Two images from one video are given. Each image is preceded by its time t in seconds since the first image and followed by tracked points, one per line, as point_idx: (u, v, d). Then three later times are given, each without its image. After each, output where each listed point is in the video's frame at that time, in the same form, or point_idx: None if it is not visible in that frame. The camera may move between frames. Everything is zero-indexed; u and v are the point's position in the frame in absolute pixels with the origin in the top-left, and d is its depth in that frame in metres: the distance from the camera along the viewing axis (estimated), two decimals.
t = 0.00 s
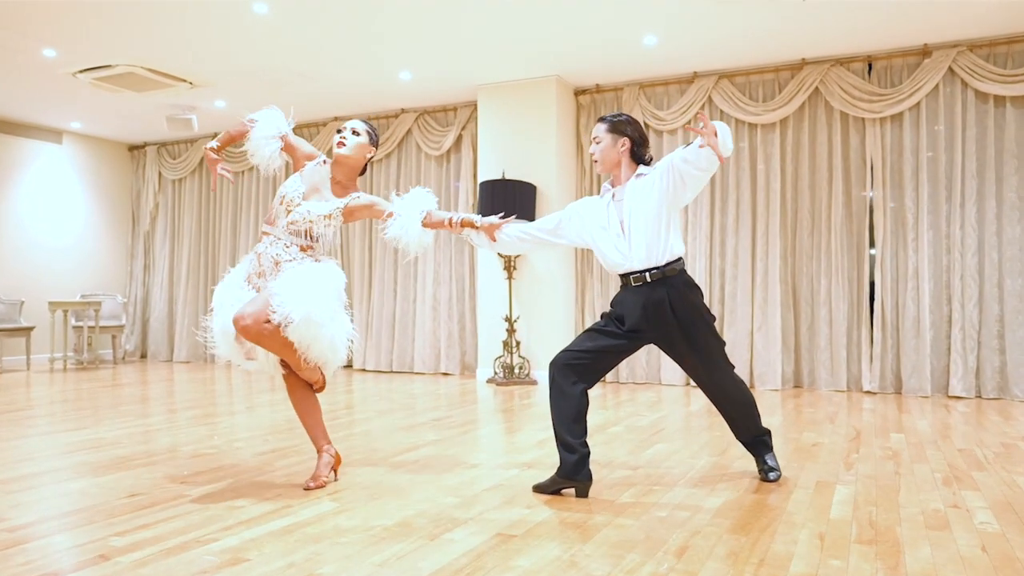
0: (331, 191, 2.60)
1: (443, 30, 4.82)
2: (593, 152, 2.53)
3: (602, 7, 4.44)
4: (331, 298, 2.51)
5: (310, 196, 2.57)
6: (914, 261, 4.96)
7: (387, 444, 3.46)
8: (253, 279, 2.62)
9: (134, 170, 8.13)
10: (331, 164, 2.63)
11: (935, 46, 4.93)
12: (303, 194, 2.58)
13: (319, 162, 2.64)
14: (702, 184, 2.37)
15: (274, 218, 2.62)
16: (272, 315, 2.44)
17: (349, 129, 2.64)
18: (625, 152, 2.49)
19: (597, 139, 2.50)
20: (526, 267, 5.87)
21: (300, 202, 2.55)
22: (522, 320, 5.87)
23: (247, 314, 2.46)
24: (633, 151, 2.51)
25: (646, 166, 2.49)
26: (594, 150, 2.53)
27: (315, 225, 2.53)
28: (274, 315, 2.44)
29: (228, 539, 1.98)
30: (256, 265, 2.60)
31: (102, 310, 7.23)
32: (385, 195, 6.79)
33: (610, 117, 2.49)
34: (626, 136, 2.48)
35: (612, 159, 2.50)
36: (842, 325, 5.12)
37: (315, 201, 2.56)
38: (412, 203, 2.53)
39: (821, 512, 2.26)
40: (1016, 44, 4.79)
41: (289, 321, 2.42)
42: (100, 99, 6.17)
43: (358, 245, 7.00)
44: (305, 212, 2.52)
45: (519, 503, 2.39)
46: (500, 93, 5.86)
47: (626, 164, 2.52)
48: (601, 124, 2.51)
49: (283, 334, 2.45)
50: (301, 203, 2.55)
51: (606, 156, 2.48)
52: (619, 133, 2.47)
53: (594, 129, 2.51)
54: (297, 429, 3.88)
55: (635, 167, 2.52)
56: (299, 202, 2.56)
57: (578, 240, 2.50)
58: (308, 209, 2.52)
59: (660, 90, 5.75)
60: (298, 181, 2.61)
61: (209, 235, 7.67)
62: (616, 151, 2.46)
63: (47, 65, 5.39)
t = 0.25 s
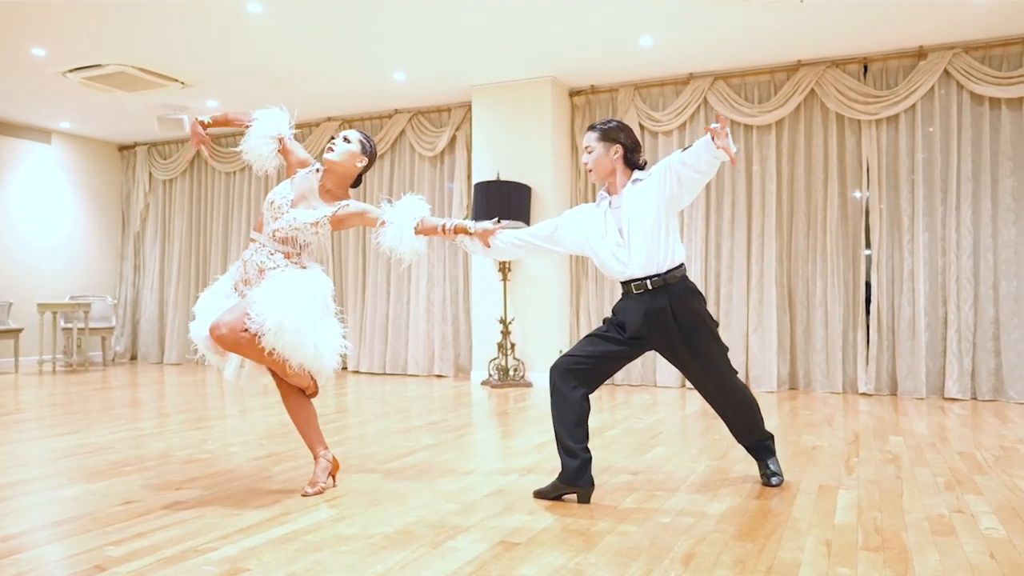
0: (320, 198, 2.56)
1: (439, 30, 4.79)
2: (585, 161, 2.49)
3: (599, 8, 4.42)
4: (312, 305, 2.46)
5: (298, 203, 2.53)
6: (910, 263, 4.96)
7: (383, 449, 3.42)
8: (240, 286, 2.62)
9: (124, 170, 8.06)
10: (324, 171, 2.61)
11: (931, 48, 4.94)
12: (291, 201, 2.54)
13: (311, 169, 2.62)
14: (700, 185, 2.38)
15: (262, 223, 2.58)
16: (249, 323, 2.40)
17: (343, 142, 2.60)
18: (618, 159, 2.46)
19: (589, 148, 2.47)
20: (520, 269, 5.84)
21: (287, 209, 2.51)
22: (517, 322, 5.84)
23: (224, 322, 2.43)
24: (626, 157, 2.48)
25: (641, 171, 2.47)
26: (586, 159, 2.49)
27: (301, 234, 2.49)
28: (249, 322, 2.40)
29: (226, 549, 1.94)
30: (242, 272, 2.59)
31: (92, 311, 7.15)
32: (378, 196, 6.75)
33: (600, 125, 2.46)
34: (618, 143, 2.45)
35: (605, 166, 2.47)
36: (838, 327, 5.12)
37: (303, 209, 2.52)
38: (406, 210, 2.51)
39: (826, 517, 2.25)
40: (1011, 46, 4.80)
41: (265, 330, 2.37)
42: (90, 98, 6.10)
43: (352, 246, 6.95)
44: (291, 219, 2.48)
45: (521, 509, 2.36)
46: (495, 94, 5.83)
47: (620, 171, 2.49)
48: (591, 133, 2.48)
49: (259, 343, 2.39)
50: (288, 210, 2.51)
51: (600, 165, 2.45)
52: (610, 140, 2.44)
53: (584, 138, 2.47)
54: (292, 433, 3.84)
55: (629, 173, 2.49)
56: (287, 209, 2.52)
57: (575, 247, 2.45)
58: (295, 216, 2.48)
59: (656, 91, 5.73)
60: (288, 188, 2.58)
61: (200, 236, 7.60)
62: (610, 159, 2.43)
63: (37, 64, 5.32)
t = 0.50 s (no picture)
0: (309, 202, 2.51)
1: (436, 29, 4.75)
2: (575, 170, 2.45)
3: (598, 7, 4.39)
4: (302, 309, 2.42)
5: (285, 207, 2.49)
6: (908, 264, 4.95)
7: (381, 453, 3.38)
8: (227, 295, 2.57)
9: (116, 170, 7.98)
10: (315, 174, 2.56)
11: (929, 49, 4.94)
12: (279, 205, 2.50)
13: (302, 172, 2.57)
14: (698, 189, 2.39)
15: (248, 228, 2.54)
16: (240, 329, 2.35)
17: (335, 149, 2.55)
18: (610, 167, 2.42)
19: (579, 157, 2.42)
20: (517, 269, 5.81)
21: (274, 213, 2.47)
22: (514, 323, 5.80)
23: (213, 330, 2.38)
24: (618, 163, 2.44)
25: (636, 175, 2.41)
26: (578, 169, 2.44)
27: (287, 239, 2.45)
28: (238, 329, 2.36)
29: (227, 559, 1.90)
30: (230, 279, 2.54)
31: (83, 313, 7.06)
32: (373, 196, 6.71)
33: (589, 132, 2.41)
34: (610, 151, 2.41)
35: (597, 175, 2.42)
36: (836, 328, 5.11)
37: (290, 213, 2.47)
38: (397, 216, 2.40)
39: (834, 523, 2.22)
40: (1009, 47, 4.80)
41: (254, 336, 2.32)
42: (82, 97, 6.03)
43: (346, 247, 6.90)
44: (278, 223, 2.44)
45: (525, 516, 2.32)
46: (492, 94, 5.80)
47: (614, 177, 2.45)
48: (581, 141, 2.43)
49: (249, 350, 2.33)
50: (275, 214, 2.47)
51: (592, 174, 2.41)
52: (601, 149, 2.39)
53: (574, 147, 2.42)
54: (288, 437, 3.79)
55: (622, 179, 2.46)
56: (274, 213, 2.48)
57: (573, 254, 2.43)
58: (280, 220, 2.43)
59: (653, 92, 5.71)
60: (278, 191, 2.53)
61: (192, 237, 7.53)
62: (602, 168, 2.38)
63: (28, 63, 5.25)
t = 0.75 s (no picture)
0: (302, 203, 2.47)
1: (434, 28, 4.71)
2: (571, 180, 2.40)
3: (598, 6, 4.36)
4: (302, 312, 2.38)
5: (278, 208, 2.45)
6: (908, 264, 4.94)
7: (381, 454, 3.34)
8: (221, 299, 2.52)
9: (109, 169, 7.92)
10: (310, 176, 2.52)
11: (928, 49, 4.93)
12: (273, 206, 2.46)
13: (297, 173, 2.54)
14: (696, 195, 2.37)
15: (242, 229, 2.50)
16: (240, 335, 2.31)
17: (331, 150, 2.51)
18: (606, 173, 2.38)
19: (574, 166, 2.37)
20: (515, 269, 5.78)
21: (268, 214, 2.44)
22: (512, 324, 5.77)
23: (213, 336, 2.34)
24: (613, 169, 2.39)
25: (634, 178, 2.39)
26: (573, 179, 2.40)
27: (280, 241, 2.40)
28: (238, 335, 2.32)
29: (229, 563, 1.86)
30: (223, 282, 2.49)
31: (77, 313, 7.00)
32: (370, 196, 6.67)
33: (581, 140, 2.37)
34: (604, 157, 2.37)
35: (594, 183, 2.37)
36: (836, 329, 5.09)
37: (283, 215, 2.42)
38: (389, 219, 2.35)
39: (843, 525, 2.20)
40: (1009, 47, 4.80)
41: (255, 340, 2.28)
42: (75, 96, 5.97)
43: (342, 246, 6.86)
44: (271, 224, 2.40)
45: (530, 519, 2.29)
46: (490, 93, 5.76)
47: (611, 183, 2.40)
48: (573, 151, 2.39)
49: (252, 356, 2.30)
50: (269, 215, 2.43)
51: (589, 182, 2.36)
52: (594, 156, 2.35)
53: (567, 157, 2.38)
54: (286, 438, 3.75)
55: (620, 184, 2.41)
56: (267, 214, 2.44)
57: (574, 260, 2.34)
58: (274, 221, 2.39)
59: (652, 91, 5.69)
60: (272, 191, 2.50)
61: (187, 236, 7.48)
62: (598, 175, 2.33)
63: (21, 60, 5.19)
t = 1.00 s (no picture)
0: (298, 204, 2.41)
1: (433, 25, 4.67)
2: (569, 187, 2.35)
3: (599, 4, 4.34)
4: (299, 316, 2.35)
5: (273, 209, 2.39)
6: (908, 264, 4.92)
7: (382, 456, 3.30)
8: (211, 303, 2.46)
9: (103, 168, 7.85)
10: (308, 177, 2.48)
11: (928, 48, 4.92)
12: (268, 206, 2.40)
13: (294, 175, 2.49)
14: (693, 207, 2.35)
15: (234, 230, 2.44)
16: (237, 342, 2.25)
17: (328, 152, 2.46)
18: (604, 178, 2.33)
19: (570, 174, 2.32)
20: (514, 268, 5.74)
21: (262, 214, 2.38)
22: (510, 324, 5.74)
23: (209, 346, 2.28)
24: (611, 173, 2.34)
25: (633, 180, 2.35)
26: (571, 185, 2.35)
27: (274, 243, 2.35)
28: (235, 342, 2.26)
29: (232, 568, 1.81)
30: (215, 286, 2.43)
31: (70, 313, 6.93)
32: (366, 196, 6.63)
33: (576, 145, 2.32)
34: (601, 161, 2.31)
35: (591, 189, 2.32)
36: (836, 329, 5.08)
37: (277, 216, 2.37)
38: (387, 224, 2.33)
39: (855, 527, 2.17)
40: (1009, 47, 4.79)
41: (253, 348, 2.23)
42: (69, 93, 5.91)
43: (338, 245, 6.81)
44: (265, 225, 2.34)
45: (537, 521, 2.26)
46: (488, 91, 5.73)
47: (610, 187, 2.35)
48: (568, 158, 2.34)
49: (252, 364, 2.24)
50: (263, 216, 2.37)
51: (587, 189, 2.31)
52: (591, 161, 2.30)
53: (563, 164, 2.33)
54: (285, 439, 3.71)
55: (619, 188, 2.36)
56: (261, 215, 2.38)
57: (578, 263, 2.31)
58: (269, 222, 2.34)
59: (651, 90, 5.66)
60: (266, 192, 2.44)
61: (182, 236, 7.42)
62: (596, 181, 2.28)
63: (14, 57, 5.13)
